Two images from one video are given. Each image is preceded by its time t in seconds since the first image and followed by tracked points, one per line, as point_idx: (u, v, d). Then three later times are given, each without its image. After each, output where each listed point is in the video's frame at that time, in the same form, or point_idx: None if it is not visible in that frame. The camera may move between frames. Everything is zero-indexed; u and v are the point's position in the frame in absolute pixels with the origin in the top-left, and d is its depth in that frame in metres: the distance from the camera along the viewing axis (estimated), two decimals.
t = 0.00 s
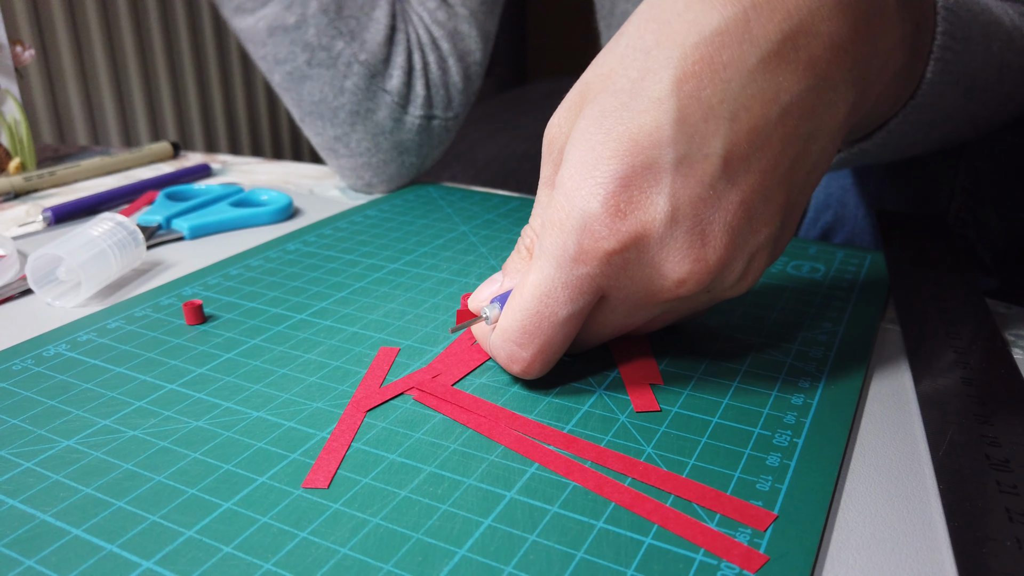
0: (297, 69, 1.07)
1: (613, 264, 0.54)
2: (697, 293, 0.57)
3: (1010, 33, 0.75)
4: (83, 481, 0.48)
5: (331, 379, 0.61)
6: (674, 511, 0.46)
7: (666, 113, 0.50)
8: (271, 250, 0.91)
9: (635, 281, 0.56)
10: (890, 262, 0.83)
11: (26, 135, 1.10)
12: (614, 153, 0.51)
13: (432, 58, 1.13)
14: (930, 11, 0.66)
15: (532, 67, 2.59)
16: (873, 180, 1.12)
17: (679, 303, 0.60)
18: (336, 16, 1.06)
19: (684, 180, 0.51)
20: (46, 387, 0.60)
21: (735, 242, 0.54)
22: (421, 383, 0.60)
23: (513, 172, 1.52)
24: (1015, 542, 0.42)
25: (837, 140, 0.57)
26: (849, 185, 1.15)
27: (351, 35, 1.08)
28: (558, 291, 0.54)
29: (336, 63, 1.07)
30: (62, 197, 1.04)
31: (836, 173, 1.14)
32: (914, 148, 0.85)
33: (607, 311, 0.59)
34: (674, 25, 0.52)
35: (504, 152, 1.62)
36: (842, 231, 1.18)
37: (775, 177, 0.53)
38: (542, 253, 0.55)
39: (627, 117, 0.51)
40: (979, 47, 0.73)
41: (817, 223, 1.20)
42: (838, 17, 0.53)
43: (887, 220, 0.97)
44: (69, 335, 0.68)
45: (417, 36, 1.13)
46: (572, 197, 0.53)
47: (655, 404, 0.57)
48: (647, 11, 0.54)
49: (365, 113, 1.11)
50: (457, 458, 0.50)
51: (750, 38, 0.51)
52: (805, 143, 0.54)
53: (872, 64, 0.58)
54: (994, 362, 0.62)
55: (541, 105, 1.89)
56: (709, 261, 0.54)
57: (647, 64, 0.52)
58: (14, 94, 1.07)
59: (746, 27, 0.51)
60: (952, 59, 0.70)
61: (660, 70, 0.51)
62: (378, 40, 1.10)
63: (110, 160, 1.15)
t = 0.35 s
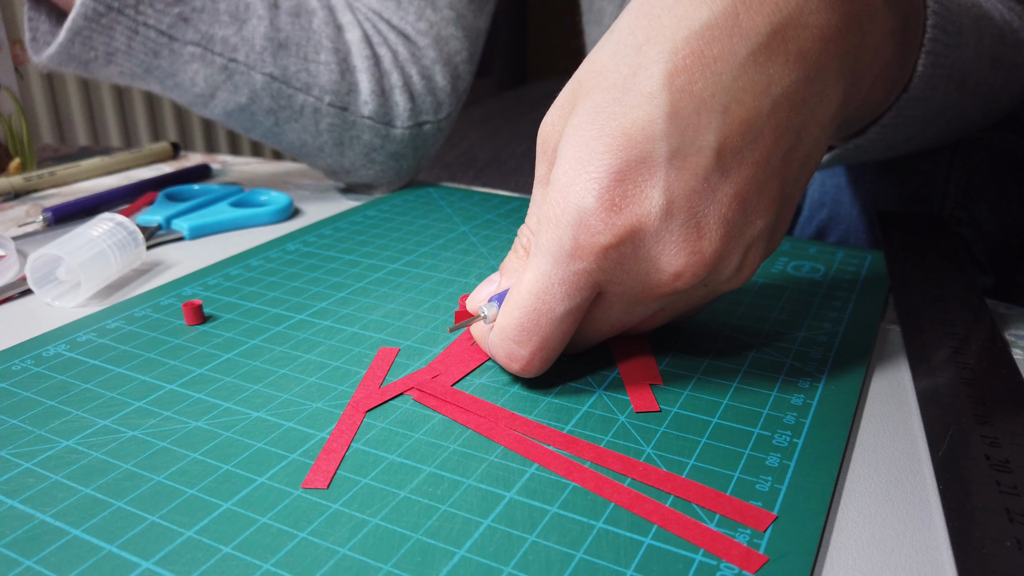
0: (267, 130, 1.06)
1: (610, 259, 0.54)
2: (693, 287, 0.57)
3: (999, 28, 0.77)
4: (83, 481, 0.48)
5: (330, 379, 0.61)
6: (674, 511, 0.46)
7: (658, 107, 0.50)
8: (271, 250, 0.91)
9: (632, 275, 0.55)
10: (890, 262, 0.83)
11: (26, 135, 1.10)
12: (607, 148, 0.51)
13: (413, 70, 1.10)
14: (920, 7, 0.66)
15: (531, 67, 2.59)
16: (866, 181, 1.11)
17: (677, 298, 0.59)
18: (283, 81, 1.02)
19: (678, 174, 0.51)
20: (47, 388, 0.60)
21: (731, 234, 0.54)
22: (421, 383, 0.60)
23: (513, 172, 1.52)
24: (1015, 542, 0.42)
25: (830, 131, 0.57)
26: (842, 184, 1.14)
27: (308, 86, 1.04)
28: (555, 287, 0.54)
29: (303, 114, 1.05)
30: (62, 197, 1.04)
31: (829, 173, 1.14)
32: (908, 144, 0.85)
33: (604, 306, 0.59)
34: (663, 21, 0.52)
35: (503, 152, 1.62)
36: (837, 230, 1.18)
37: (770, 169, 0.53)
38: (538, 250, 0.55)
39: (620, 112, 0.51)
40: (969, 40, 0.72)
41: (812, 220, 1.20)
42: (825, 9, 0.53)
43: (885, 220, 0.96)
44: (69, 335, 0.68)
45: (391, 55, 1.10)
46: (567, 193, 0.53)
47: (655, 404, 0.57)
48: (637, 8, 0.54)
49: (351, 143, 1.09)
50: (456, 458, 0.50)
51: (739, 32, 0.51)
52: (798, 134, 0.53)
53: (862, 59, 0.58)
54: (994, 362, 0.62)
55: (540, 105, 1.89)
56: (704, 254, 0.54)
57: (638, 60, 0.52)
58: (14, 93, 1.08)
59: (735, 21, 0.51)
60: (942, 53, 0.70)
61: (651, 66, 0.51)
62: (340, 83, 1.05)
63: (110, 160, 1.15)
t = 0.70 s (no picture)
0: (270, 150, 1.08)
1: (609, 257, 0.54)
2: (693, 285, 0.57)
3: (999, 29, 0.77)
4: (84, 481, 0.48)
5: (331, 379, 0.61)
6: (673, 511, 0.46)
7: (657, 106, 0.50)
8: (272, 250, 0.91)
9: (631, 274, 0.55)
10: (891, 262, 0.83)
11: (26, 135, 1.10)
12: (606, 147, 0.51)
13: (415, 78, 1.10)
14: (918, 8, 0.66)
15: (531, 66, 2.59)
16: (865, 180, 1.10)
17: (676, 296, 0.59)
18: (280, 105, 1.02)
19: (676, 172, 0.51)
20: (47, 388, 0.60)
21: (730, 232, 0.54)
22: (421, 383, 0.60)
23: (512, 172, 1.52)
24: (1014, 542, 0.42)
25: (827, 130, 0.57)
26: (842, 183, 1.13)
27: (305, 106, 1.03)
28: (555, 285, 0.55)
29: (303, 132, 1.05)
30: (63, 197, 1.04)
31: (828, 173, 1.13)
32: (906, 144, 0.85)
33: (603, 305, 0.59)
34: (662, 20, 0.52)
35: (503, 152, 1.62)
36: (836, 230, 1.16)
37: (768, 167, 0.53)
38: (537, 249, 0.55)
39: (619, 111, 0.51)
40: (967, 41, 0.73)
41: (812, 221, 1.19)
42: (821, 9, 0.53)
43: (885, 220, 0.96)
44: (70, 335, 0.68)
45: (392, 65, 1.09)
46: (567, 192, 0.53)
47: (655, 404, 0.57)
48: (635, 9, 0.54)
49: (353, 154, 1.09)
50: (456, 458, 0.50)
51: (737, 31, 0.51)
52: (796, 133, 0.54)
53: (859, 60, 0.58)
54: (993, 363, 0.62)
55: (540, 105, 1.89)
56: (704, 252, 0.54)
57: (636, 59, 0.52)
58: (14, 94, 1.10)
59: (733, 20, 0.51)
60: (940, 53, 0.70)
61: (649, 65, 0.51)
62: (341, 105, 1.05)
63: (110, 160, 1.15)
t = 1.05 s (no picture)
0: (269, 149, 1.07)
1: (610, 257, 0.53)
2: (694, 285, 0.57)
3: (1002, 29, 0.77)
4: (82, 481, 0.48)
5: (330, 379, 0.61)
6: (674, 512, 0.45)
7: (658, 105, 0.50)
8: (271, 250, 0.91)
9: (632, 274, 0.55)
10: (891, 262, 0.82)
11: (25, 134, 1.10)
12: (607, 147, 0.51)
13: (415, 78, 1.10)
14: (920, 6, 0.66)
15: (531, 66, 2.58)
16: (868, 181, 1.11)
17: (677, 296, 0.59)
18: (279, 105, 1.01)
19: (678, 172, 0.51)
20: (46, 388, 0.59)
21: (731, 232, 0.54)
22: (421, 383, 0.60)
23: (513, 171, 1.52)
24: (1017, 543, 0.42)
25: (828, 130, 0.57)
26: (846, 184, 1.15)
27: (304, 106, 1.03)
28: (555, 285, 0.54)
29: (302, 132, 1.05)
30: (62, 197, 1.04)
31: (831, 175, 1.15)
32: (908, 144, 0.85)
33: (604, 305, 0.58)
34: (663, 19, 0.52)
35: (503, 152, 1.62)
36: (839, 229, 1.18)
37: (769, 167, 0.53)
38: (538, 249, 0.55)
39: (620, 110, 0.51)
40: (970, 40, 0.72)
41: (814, 221, 1.21)
42: (824, 8, 0.53)
43: (886, 220, 0.96)
44: (68, 336, 0.68)
45: (393, 64, 1.09)
46: (568, 191, 0.53)
47: (655, 404, 0.57)
48: (636, 7, 0.54)
49: (353, 154, 1.09)
50: (456, 458, 0.50)
51: (739, 29, 0.50)
52: (798, 133, 0.53)
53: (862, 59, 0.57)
54: (995, 363, 0.62)
55: (540, 105, 1.89)
56: (705, 252, 0.54)
57: (637, 58, 0.52)
58: (13, 94, 1.10)
59: (734, 19, 0.51)
60: (942, 53, 0.69)
61: (650, 64, 0.51)
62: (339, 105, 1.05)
63: (109, 160, 1.15)
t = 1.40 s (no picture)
0: (270, 134, 1.06)
1: (610, 260, 0.53)
2: (694, 288, 0.57)
3: (1003, 30, 0.77)
4: (83, 481, 0.48)
5: (330, 379, 0.61)
6: (674, 512, 0.45)
7: (659, 107, 0.50)
8: (272, 250, 0.91)
9: (632, 277, 0.55)
10: (891, 262, 0.83)
11: (26, 135, 1.10)
12: (608, 149, 0.51)
13: (418, 76, 1.09)
14: (922, 8, 0.66)
15: (531, 67, 2.59)
16: (869, 181, 1.10)
17: (677, 298, 0.59)
18: (285, 88, 1.01)
19: (678, 174, 0.51)
20: (47, 388, 0.60)
21: (732, 236, 0.54)
22: (421, 383, 0.60)
23: (513, 172, 1.52)
24: (1016, 542, 0.42)
25: (829, 132, 0.57)
26: (846, 184, 1.14)
27: (310, 93, 1.03)
28: (556, 287, 0.54)
29: (306, 119, 1.05)
30: (62, 197, 1.04)
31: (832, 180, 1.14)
32: (909, 146, 0.85)
33: (605, 308, 0.58)
34: (665, 21, 0.52)
35: (503, 152, 1.62)
36: (839, 229, 1.18)
37: (770, 170, 0.53)
38: (538, 251, 0.55)
39: (621, 112, 0.51)
40: (970, 43, 0.73)
41: (814, 220, 1.20)
42: (826, 11, 0.53)
43: (886, 220, 0.96)
44: (69, 336, 0.68)
45: (397, 60, 1.09)
46: (568, 193, 0.53)
47: (655, 404, 0.57)
48: (637, 9, 0.54)
49: (355, 147, 1.09)
50: (456, 458, 0.50)
51: (741, 32, 0.51)
52: (799, 136, 0.53)
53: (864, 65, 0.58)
54: (994, 363, 0.62)
55: (540, 105, 1.88)
56: (705, 255, 0.54)
57: (639, 61, 0.52)
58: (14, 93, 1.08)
59: (736, 21, 0.51)
60: (944, 57, 0.70)
61: (651, 66, 0.51)
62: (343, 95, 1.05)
63: (110, 160, 1.15)
